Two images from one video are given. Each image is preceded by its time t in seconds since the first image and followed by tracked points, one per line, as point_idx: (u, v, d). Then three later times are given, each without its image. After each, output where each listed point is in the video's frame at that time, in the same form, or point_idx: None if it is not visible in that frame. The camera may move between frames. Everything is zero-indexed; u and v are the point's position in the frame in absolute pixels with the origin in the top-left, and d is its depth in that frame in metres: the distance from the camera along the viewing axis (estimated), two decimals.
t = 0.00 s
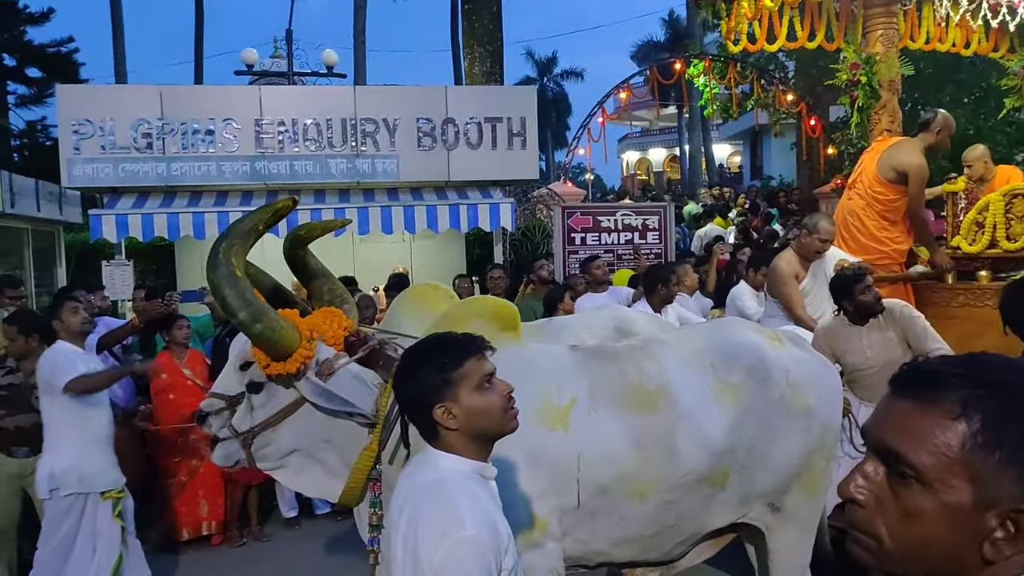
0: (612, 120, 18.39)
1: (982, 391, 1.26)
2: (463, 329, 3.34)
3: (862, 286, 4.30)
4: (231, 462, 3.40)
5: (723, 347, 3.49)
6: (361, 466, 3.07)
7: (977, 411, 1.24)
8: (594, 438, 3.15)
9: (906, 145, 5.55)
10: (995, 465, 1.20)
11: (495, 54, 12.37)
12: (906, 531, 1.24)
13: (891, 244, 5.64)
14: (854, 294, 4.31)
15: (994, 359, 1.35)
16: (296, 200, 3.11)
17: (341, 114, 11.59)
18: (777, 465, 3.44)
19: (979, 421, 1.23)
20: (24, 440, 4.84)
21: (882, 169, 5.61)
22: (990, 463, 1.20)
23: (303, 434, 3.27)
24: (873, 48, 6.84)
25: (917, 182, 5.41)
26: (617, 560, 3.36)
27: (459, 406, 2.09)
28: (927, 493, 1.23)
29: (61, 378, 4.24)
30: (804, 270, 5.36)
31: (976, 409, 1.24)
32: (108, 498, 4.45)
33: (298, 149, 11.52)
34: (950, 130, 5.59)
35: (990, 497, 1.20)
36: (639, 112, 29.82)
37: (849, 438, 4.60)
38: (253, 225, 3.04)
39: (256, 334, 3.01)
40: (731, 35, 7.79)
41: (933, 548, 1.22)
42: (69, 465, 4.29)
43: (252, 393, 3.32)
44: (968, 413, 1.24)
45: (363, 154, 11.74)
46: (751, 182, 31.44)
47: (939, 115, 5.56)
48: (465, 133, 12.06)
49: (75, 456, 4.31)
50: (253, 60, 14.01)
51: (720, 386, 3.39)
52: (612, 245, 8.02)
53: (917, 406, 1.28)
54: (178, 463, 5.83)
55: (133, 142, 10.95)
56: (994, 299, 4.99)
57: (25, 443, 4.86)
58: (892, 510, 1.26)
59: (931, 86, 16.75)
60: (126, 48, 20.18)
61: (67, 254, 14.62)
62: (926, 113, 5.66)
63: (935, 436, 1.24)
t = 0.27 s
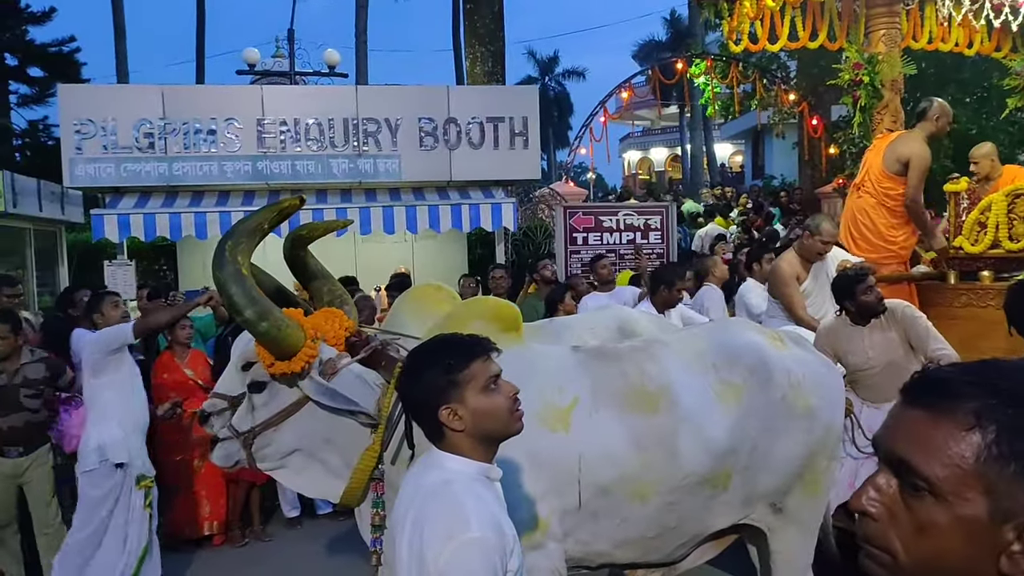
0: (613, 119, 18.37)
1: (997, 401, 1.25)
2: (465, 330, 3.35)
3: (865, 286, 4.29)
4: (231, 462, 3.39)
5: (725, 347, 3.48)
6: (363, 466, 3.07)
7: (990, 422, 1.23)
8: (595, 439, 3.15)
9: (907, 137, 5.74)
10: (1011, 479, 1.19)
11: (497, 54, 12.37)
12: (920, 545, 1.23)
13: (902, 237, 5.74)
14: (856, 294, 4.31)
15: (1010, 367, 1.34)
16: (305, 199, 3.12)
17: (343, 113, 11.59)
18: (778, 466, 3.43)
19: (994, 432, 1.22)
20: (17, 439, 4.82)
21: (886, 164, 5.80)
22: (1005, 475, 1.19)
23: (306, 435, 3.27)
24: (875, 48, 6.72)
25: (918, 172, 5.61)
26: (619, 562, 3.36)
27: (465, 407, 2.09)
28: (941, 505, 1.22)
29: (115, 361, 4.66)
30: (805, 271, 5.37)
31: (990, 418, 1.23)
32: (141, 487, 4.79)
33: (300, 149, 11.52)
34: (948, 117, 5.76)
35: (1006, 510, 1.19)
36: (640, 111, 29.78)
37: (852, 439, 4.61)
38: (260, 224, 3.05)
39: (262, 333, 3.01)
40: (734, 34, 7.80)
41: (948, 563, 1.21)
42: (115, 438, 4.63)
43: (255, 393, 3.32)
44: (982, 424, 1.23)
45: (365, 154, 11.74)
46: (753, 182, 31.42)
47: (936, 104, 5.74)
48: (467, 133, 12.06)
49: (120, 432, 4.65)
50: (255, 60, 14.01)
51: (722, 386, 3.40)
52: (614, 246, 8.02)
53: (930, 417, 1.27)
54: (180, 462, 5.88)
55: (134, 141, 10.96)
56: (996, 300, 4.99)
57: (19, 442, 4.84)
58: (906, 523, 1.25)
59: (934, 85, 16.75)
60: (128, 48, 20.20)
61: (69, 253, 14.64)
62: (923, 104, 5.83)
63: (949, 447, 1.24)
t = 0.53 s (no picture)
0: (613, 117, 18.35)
1: (1006, 398, 1.25)
2: (464, 326, 3.33)
3: (864, 283, 4.29)
4: (226, 460, 3.36)
5: (725, 344, 3.48)
6: (362, 463, 3.06)
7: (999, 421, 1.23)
8: (594, 437, 3.15)
9: (905, 130, 5.83)
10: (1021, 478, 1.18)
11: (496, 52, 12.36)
12: (930, 544, 1.23)
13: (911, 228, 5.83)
14: (856, 291, 4.30)
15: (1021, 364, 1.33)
16: (307, 194, 3.12)
17: (342, 111, 11.58)
18: (777, 463, 3.43)
19: (1003, 429, 1.21)
20: (14, 436, 4.81)
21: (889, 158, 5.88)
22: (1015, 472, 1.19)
23: (305, 432, 3.27)
24: (876, 44, 6.72)
25: (918, 161, 5.68)
26: (618, 560, 3.35)
27: (465, 404, 2.08)
28: (950, 504, 1.22)
29: (136, 354, 4.64)
30: (804, 270, 5.36)
31: (999, 415, 1.23)
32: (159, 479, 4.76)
33: (299, 146, 11.51)
34: (943, 104, 5.84)
35: (1016, 508, 1.18)
36: (639, 109, 29.75)
37: (851, 436, 4.62)
38: (261, 220, 3.05)
39: (264, 330, 3.01)
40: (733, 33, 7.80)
41: (958, 562, 1.21)
42: (138, 428, 4.61)
43: (252, 390, 3.31)
44: (991, 420, 1.23)
45: (365, 152, 11.72)
46: (752, 179, 31.41)
47: (929, 94, 5.83)
48: (467, 130, 12.05)
49: (143, 422, 4.64)
50: (254, 57, 14.00)
51: (721, 383, 3.39)
52: (613, 243, 8.00)
53: (938, 414, 1.27)
54: (180, 461, 5.90)
55: (133, 139, 10.95)
56: (995, 296, 4.99)
57: (16, 439, 4.84)
58: (915, 523, 1.25)
59: (933, 83, 16.75)
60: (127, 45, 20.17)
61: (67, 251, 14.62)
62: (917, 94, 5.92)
63: (958, 445, 1.23)
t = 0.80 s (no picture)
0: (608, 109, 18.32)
1: (1012, 385, 1.25)
2: (458, 317, 3.32)
3: (860, 274, 4.28)
4: (219, 454, 3.34)
5: (720, 334, 3.47)
6: (355, 454, 3.05)
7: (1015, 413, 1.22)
8: (588, 428, 3.14)
9: (904, 119, 5.83)
10: None
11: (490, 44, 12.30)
12: (939, 534, 1.21)
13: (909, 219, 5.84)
14: (851, 282, 4.29)
15: None
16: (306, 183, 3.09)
17: (336, 103, 11.55)
18: (772, 454, 3.43)
19: (1010, 416, 1.21)
20: (20, 427, 4.84)
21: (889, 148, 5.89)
22: None
23: (300, 423, 3.26)
24: (871, 35, 6.82)
25: (916, 150, 5.68)
26: (612, 552, 3.36)
27: (457, 393, 2.07)
28: (958, 492, 1.21)
29: (138, 347, 4.62)
30: (799, 262, 5.35)
31: (1006, 403, 1.23)
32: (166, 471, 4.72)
33: (294, 139, 11.47)
34: (939, 91, 5.83)
35: None
36: (635, 101, 29.71)
37: (846, 428, 4.60)
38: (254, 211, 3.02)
39: (268, 319, 2.98)
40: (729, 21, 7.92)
41: (965, 552, 1.19)
42: (142, 421, 4.58)
43: (246, 381, 3.28)
44: (999, 408, 1.22)
45: (359, 144, 11.69)
46: (748, 171, 31.40)
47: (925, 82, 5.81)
48: (461, 122, 12.02)
49: (146, 415, 4.62)
50: (247, 49, 13.93)
51: (716, 374, 3.38)
52: (608, 235, 7.99)
53: (946, 402, 1.26)
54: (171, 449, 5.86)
55: (126, 131, 10.90)
56: (991, 287, 4.98)
57: (21, 430, 4.85)
58: (923, 512, 1.24)
59: (929, 73, 16.73)
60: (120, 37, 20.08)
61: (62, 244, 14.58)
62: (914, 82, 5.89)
63: (965, 433, 1.22)
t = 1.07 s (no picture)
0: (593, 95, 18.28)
1: (1000, 363, 1.23)
2: (441, 303, 3.31)
3: (843, 259, 4.29)
4: (198, 441, 3.24)
5: (704, 321, 3.49)
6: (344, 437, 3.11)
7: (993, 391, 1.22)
8: (570, 415, 3.15)
9: (889, 105, 5.87)
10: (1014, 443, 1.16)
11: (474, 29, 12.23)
12: (923, 511, 1.25)
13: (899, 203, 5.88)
14: (835, 267, 4.31)
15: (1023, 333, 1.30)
16: (320, 161, 3.09)
17: (320, 89, 11.47)
18: (755, 439, 3.44)
19: (992, 393, 1.21)
20: (17, 414, 4.84)
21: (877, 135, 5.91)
22: (1005, 438, 1.17)
23: (287, 408, 3.25)
24: (855, 21, 6.96)
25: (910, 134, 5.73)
26: (596, 537, 3.37)
27: (439, 378, 2.07)
28: (941, 469, 1.23)
29: (124, 337, 4.56)
30: (782, 248, 5.37)
31: (990, 380, 1.22)
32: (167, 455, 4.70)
33: (276, 124, 11.40)
34: (922, 79, 5.91)
35: (1006, 473, 1.17)
36: (621, 88, 29.65)
37: (828, 413, 4.67)
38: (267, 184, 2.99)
39: (282, 295, 2.98)
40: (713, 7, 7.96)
41: (950, 530, 1.22)
42: (138, 410, 4.57)
43: (232, 364, 3.24)
44: (982, 385, 1.22)
45: (343, 130, 11.62)
46: (734, 158, 31.43)
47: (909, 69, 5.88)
48: (446, 108, 11.96)
49: (142, 403, 4.60)
50: (229, 34, 13.80)
51: (700, 360, 3.39)
52: (594, 222, 7.98)
53: (934, 379, 1.28)
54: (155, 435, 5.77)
55: (107, 116, 10.77)
56: (973, 273, 4.99)
57: (16, 417, 4.85)
58: (911, 489, 1.27)
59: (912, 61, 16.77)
60: (100, 21, 19.82)
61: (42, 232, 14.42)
62: (897, 70, 5.97)
63: (948, 411, 1.24)
